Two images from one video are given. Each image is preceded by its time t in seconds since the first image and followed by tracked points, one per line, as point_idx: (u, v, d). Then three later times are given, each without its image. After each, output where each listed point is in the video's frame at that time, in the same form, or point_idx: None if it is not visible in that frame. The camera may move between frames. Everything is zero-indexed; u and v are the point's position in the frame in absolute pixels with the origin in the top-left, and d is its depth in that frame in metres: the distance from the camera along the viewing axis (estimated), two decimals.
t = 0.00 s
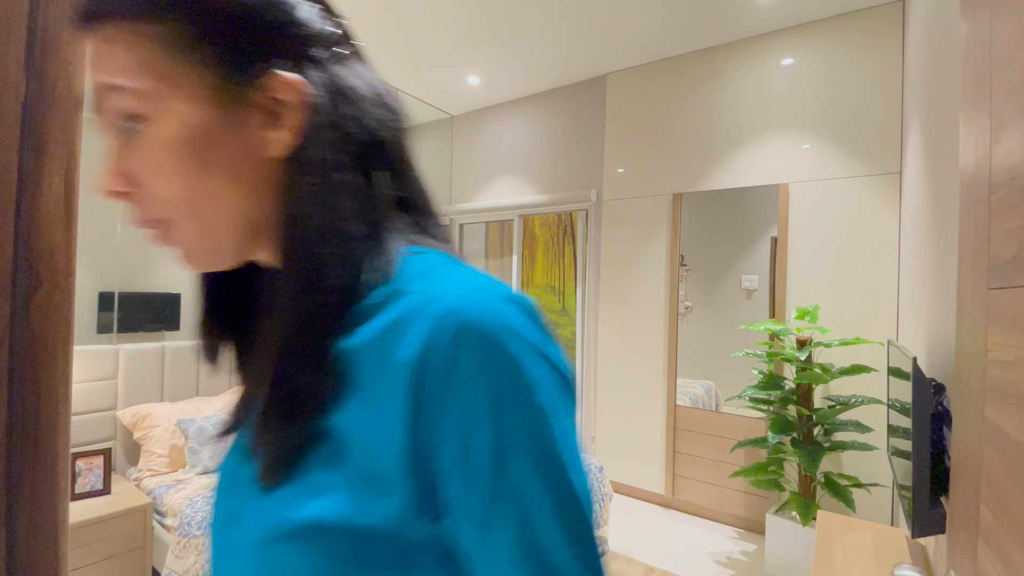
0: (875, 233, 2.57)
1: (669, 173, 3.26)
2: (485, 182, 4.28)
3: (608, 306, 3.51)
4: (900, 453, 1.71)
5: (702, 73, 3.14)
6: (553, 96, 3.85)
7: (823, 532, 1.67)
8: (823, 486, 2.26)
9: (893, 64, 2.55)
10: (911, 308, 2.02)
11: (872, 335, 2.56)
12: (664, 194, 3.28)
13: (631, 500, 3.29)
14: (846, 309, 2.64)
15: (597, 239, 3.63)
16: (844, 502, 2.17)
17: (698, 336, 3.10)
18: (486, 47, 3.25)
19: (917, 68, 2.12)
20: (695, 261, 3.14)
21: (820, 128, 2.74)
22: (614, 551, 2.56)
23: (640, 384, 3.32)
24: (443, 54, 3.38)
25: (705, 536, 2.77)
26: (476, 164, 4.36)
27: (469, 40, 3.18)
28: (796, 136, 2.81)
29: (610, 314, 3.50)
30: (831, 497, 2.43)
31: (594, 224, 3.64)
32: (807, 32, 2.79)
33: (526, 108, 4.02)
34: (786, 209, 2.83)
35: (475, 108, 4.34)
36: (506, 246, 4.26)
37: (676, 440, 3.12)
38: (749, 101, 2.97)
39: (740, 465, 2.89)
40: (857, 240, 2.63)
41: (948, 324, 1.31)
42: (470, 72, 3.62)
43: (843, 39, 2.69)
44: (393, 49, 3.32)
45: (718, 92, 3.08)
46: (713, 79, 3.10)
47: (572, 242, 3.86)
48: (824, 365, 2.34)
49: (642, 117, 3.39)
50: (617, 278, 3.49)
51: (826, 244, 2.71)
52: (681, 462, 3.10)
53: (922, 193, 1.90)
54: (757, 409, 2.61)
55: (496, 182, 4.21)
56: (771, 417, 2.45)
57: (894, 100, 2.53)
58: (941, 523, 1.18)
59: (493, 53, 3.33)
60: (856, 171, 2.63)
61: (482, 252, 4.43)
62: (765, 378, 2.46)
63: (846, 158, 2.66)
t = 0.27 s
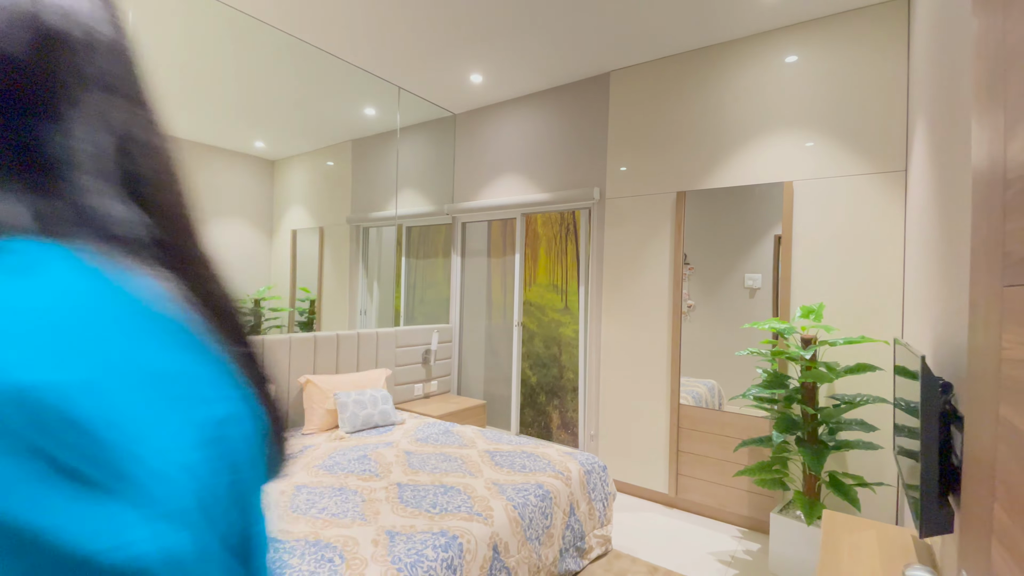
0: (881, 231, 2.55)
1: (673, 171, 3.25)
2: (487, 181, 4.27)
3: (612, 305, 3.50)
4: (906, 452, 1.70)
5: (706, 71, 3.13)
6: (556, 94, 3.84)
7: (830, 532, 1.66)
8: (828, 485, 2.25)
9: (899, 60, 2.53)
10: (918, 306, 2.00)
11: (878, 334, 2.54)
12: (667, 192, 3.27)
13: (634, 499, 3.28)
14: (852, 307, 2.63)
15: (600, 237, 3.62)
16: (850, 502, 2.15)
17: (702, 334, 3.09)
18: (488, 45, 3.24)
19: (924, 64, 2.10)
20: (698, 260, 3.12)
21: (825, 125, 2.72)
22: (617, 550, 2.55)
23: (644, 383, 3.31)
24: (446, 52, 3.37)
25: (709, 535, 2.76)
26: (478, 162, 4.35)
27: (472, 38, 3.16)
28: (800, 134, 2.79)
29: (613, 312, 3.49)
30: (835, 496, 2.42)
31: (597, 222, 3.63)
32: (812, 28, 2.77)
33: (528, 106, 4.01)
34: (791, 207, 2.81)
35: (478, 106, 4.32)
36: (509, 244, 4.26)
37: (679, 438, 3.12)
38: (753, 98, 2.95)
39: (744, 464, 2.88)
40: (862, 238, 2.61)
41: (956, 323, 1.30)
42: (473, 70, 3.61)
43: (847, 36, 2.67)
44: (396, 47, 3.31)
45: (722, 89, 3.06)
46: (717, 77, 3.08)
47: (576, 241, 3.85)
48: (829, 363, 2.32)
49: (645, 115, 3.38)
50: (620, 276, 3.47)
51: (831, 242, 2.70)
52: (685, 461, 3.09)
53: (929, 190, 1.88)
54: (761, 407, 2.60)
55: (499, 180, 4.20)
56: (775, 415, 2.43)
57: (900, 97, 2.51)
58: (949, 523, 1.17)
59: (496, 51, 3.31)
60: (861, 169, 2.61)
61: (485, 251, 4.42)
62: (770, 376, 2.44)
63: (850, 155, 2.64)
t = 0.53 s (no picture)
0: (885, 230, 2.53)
1: (675, 169, 3.22)
2: (488, 178, 4.25)
3: (613, 304, 3.48)
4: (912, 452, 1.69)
5: (709, 68, 3.10)
6: (558, 92, 3.81)
7: (835, 533, 1.65)
8: (831, 485, 2.24)
9: (905, 58, 2.50)
10: (924, 306, 1.98)
11: (882, 333, 2.53)
12: (670, 190, 3.25)
13: (636, 498, 3.26)
14: (856, 306, 2.61)
15: (602, 236, 3.60)
16: (854, 502, 2.14)
17: (704, 333, 3.07)
18: (489, 42, 3.21)
19: (930, 60, 2.08)
20: (700, 258, 3.11)
21: (829, 123, 2.70)
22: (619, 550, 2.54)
23: (645, 381, 3.30)
24: (447, 48, 3.34)
25: (711, 535, 2.75)
26: (479, 160, 4.33)
27: (473, 34, 3.14)
28: (804, 132, 2.77)
29: (615, 311, 3.47)
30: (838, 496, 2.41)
31: (599, 221, 3.61)
32: (817, 25, 2.75)
33: (530, 103, 3.99)
34: (795, 206, 2.79)
35: (479, 103, 4.30)
36: (509, 243, 4.24)
37: (681, 438, 3.10)
38: (756, 96, 2.93)
39: (746, 463, 2.86)
40: (866, 236, 2.59)
41: (968, 322, 1.28)
42: (474, 67, 3.59)
43: (853, 32, 2.64)
44: (396, 43, 3.28)
45: (726, 87, 3.04)
46: (720, 74, 3.06)
47: (577, 239, 3.83)
48: (833, 363, 2.30)
49: (648, 113, 3.35)
50: (622, 275, 3.46)
51: (834, 241, 2.68)
52: (686, 460, 3.08)
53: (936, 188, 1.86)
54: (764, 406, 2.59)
55: (500, 178, 4.18)
56: (778, 415, 2.42)
57: (906, 95, 2.49)
58: (960, 524, 1.17)
59: (497, 47, 3.29)
60: (866, 167, 2.60)
61: (485, 249, 4.40)
62: (773, 375, 2.43)
63: (855, 153, 2.63)
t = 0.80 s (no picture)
0: (889, 228, 2.51)
1: (677, 166, 3.19)
2: (487, 175, 4.21)
3: (613, 302, 3.45)
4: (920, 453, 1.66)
5: (711, 64, 3.07)
6: (558, 88, 3.77)
7: (842, 535, 1.62)
8: (835, 486, 2.21)
9: (910, 54, 2.48)
10: (930, 305, 1.96)
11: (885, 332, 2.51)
12: (671, 187, 3.22)
13: (635, 498, 3.24)
14: (858, 305, 2.59)
15: (601, 233, 3.57)
16: (857, 503, 2.11)
17: (704, 332, 3.04)
18: (488, 36, 3.17)
19: (937, 56, 2.05)
20: (701, 256, 3.08)
21: (832, 120, 2.68)
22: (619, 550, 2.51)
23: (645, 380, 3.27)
24: (446, 43, 3.29)
25: (712, 535, 2.73)
26: (477, 156, 4.28)
27: (472, 28, 3.09)
28: (806, 128, 2.75)
29: (615, 309, 3.44)
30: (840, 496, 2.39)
31: (599, 218, 3.58)
32: (821, 20, 2.72)
33: (529, 99, 3.95)
34: (798, 203, 2.77)
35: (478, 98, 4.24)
36: (508, 240, 4.20)
37: (681, 437, 3.08)
38: (759, 92, 2.90)
39: (747, 463, 2.84)
40: (870, 235, 2.57)
41: (982, 322, 1.25)
42: (473, 62, 3.54)
43: (859, 29, 2.61)
44: (395, 36, 3.23)
45: (728, 83, 3.01)
46: (722, 70, 3.03)
47: (576, 236, 3.80)
48: (837, 362, 2.28)
49: (649, 109, 3.32)
50: (622, 273, 3.43)
51: (838, 239, 2.66)
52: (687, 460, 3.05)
53: (943, 186, 1.83)
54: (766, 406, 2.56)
55: (499, 175, 4.14)
56: (781, 415, 2.39)
57: (911, 92, 2.46)
58: (975, 529, 1.14)
59: (497, 41, 3.24)
60: (870, 164, 2.57)
61: (484, 246, 4.36)
62: (776, 375, 2.40)
63: (858, 151, 2.60)
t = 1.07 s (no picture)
0: (894, 227, 2.49)
1: (678, 163, 3.16)
2: (486, 170, 4.16)
3: (613, 300, 3.42)
4: (928, 454, 1.64)
5: (714, 59, 3.03)
6: (558, 83, 3.73)
7: (848, 537, 1.60)
8: (838, 486, 2.19)
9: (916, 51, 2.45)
10: (937, 304, 1.93)
11: (889, 331, 2.49)
12: (672, 184, 3.18)
13: (635, 497, 3.22)
14: (862, 304, 2.56)
15: (602, 230, 3.53)
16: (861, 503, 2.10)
17: (705, 330, 3.01)
18: (488, 30, 3.12)
19: (945, 52, 2.02)
20: (703, 253, 3.05)
21: (836, 117, 2.65)
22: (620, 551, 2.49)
23: (645, 379, 3.24)
24: (445, 36, 3.24)
25: (712, 535, 2.71)
26: (476, 151, 4.23)
27: (471, 21, 3.05)
28: (810, 125, 2.72)
29: (615, 307, 3.41)
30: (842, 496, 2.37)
31: (599, 214, 3.54)
32: (825, 15, 2.69)
33: (529, 94, 3.90)
34: (801, 201, 2.74)
35: (477, 92, 4.19)
36: (507, 236, 4.16)
37: (682, 436, 3.05)
38: (762, 88, 2.87)
39: (748, 463, 2.82)
40: (874, 233, 2.54)
41: (996, 323, 1.23)
42: (473, 55, 3.49)
43: (865, 24, 2.58)
44: (393, 28, 3.17)
45: (731, 78, 2.97)
46: (725, 65, 2.99)
47: (577, 233, 3.76)
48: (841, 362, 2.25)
49: (650, 105, 3.28)
50: (622, 270, 3.39)
51: (841, 237, 2.63)
52: (687, 459, 3.03)
53: (952, 184, 1.81)
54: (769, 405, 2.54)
55: (498, 170, 4.09)
56: (784, 414, 2.37)
57: (916, 89, 2.44)
58: (991, 535, 1.12)
59: (498, 35, 3.19)
60: (874, 162, 2.55)
61: (482, 243, 4.32)
62: (779, 374, 2.38)
63: (863, 148, 2.57)
